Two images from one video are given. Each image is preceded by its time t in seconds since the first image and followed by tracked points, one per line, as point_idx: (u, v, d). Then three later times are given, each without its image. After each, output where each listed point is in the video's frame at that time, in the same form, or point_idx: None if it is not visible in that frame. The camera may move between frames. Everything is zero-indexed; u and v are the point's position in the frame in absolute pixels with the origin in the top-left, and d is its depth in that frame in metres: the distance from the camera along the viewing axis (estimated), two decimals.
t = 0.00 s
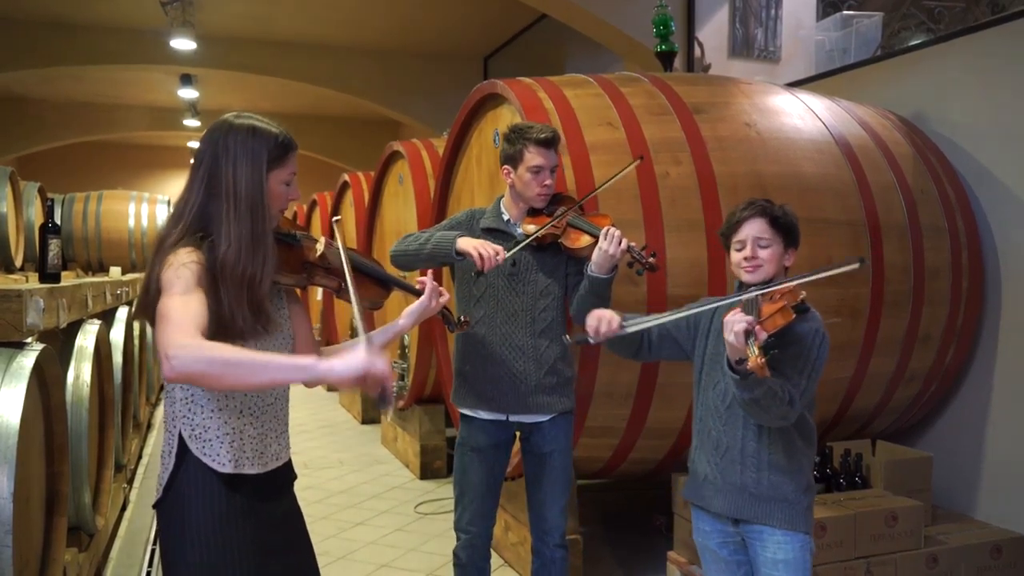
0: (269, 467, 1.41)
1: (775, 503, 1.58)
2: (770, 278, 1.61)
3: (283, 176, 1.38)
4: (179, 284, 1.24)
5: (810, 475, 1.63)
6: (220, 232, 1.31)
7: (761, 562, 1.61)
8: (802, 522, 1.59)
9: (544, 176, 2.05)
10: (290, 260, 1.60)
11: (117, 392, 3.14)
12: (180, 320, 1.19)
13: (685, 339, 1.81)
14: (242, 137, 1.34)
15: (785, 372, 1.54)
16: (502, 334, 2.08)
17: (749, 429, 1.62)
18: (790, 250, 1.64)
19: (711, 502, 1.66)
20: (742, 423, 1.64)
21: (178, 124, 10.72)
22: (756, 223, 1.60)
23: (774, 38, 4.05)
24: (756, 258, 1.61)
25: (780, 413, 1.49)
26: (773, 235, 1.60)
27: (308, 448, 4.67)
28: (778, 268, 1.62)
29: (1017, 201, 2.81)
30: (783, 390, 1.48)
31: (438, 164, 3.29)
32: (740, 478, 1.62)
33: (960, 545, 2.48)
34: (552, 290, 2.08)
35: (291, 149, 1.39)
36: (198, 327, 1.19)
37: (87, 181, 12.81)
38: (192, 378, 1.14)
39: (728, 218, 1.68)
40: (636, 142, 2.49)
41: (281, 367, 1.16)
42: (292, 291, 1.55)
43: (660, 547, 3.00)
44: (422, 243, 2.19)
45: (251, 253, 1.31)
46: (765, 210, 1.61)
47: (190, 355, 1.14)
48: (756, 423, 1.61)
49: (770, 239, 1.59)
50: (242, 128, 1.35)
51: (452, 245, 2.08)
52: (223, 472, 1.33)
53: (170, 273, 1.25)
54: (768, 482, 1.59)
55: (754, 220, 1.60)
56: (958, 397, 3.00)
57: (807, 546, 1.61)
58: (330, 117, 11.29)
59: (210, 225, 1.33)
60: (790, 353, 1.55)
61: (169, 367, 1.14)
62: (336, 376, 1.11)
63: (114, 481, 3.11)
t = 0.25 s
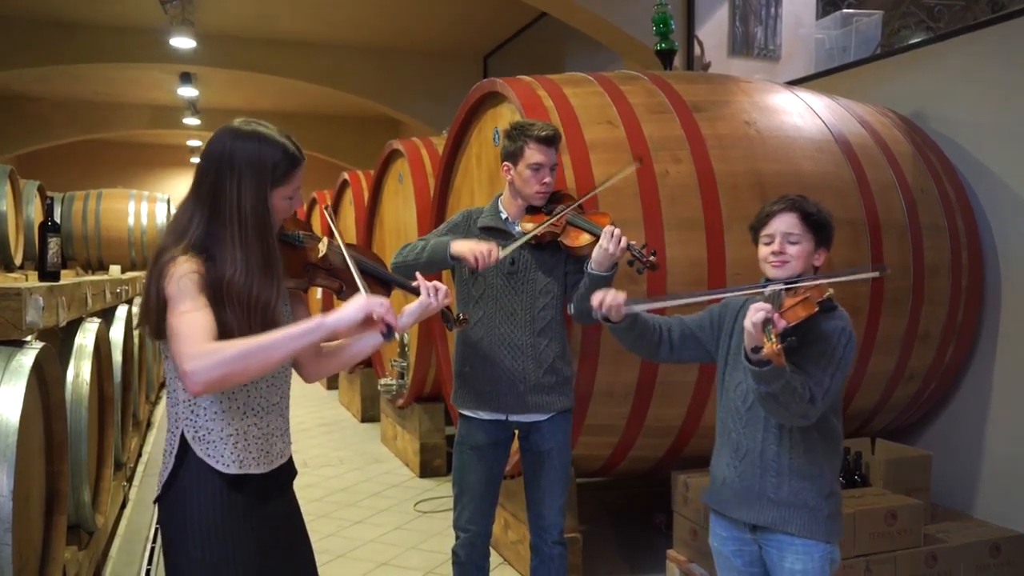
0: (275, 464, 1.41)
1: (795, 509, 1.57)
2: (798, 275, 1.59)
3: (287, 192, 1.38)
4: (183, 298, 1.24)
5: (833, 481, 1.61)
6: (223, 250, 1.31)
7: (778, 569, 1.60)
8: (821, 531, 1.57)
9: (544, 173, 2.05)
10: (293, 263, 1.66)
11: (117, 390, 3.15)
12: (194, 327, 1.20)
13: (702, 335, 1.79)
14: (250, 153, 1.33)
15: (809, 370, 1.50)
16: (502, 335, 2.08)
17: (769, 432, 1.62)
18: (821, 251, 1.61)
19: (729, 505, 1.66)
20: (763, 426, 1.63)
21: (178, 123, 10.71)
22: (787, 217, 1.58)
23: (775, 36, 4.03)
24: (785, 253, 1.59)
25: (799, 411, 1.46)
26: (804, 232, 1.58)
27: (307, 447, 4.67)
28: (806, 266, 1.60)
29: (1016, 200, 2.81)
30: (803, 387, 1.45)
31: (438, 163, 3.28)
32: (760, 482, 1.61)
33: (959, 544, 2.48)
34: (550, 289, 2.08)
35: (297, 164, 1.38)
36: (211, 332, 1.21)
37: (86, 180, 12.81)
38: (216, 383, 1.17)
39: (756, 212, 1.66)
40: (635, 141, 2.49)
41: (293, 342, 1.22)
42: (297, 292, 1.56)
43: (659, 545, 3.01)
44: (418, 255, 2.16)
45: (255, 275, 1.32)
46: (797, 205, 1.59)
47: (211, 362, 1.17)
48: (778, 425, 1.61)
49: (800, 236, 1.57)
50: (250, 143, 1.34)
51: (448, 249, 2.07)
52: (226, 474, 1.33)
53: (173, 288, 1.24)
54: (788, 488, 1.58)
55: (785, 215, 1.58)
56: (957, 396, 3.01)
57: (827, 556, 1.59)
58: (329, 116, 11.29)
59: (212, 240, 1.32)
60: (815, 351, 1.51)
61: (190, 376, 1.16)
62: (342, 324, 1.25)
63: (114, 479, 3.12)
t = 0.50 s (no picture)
0: (277, 461, 1.41)
1: (814, 519, 1.56)
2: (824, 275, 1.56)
3: (286, 200, 1.39)
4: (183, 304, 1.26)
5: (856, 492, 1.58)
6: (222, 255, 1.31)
7: None
8: (841, 540, 1.56)
9: (544, 172, 2.05)
10: (295, 259, 1.58)
11: (117, 388, 3.15)
12: (198, 322, 1.24)
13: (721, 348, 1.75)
14: (251, 160, 1.33)
15: (835, 376, 1.48)
16: (501, 334, 2.09)
17: (791, 439, 1.60)
18: (843, 247, 1.60)
19: (747, 510, 1.65)
20: (784, 433, 1.62)
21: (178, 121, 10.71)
22: (806, 216, 1.57)
23: (774, 34, 3.95)
24: (808, 254, 1.56)
25: (823, 420, 1.44)
26: (825, 230, 1.57)
27: (307, 445, 4.67)
28: (830, 264, 1.58)
29: (1016, 198, 2.81)
30: (825, 396, 1.43)
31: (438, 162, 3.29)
32: (779, 489, 1.60)
33: (959, 541, 2.48)
34: (550, 288, 2.08)
35: (298, 170, 1.39)
36: (215, 325, 1.25)
37: (85, 178, 12.79)
38: (223, 378, 1.22)
39: (774, 218, 1.64)
40: (635, 139, 2.49)
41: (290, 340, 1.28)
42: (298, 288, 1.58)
43: (659, 543, 3.01)
44: (422, 266, 2.17)
45: (254, 282, 1.32)
46: (814, 203, 1.58)
47: (216, 357, 1.21)
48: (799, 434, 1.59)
49: (821, 233, 1.56)
50: (251, 149, 1.34)
51: (450, 270, 2.07)
52: (230, 469, 1.33)
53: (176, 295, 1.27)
54: (808, 497, 1.57)
55: (804, 214, 1.57)
56: (957, 394, 3.01)
57: (845, 564, 1.58)
58: (329, 114, 11.28)
59: (212, 247, 1.32)
60: (841, 357, 1.49)
61: (196, 374, 1.21)
62: (337, 327, 1.33)
63: (114, 477, 3.12)
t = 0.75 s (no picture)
0: (285, 455, 1.41)
1: (826, 522, 1.55)
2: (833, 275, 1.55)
3: (294, 176, 1.40)
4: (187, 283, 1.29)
5: (870, 496, 1.58)
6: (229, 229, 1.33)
7: None
8: (853, 543, 1.55)
9: (546, 170, 2.05)
10: (302, 255, 1.58)
11: (118, 387, 3.15)
12: (178, 324, 1.25)
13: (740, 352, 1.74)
14: (257, 143, 1.36)
15: (847, 384, 1.47)
16: (502, 334, 2.09)
17: (805, 443, 1.60)
18: (850, 239, 1.58)
19: (760, 513, 1.66)
20: (799, 438, 1.62)
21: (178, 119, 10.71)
22: (807, 216, 1.56)
23: (774, 32, 3.95)
24: (813, 254, 1.56)
25: (835, 428, 1.43)
26: (829, 228, 1.55)
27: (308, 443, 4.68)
28: (839, 260, 1.57)
29: (1016, 196, 2.81)
30: (835, 404, 1.43)
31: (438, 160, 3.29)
32: (793, 492, 1.60)
33: (959, 540, 2.48)
34: (551, 287, 2.08)
35: (304, 151, 1.41)
36: (194, 333, 1.25)
37: (85, 176, 12.80)
38: (188, 380, 1.21)
39: (776, 221, 1.64)
40: (636, 137, 2.49)
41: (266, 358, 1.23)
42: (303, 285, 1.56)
43: (660, 541, 3.01)
44: (421, 270, 2.15)
45: (262, 252, 1.32)
46: (814, 201, 1.57)
47: (182, 359, 1.20)
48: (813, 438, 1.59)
49: (824, 232, 1.55)
50: (256, 128, 1.37)
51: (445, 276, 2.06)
52: (237, 458, 1.34)
53: (183, 270, 1.30)
54: (821, 500, 1.56)
55: (805, 214, 1.56)
56: (957, 392, 3.01)
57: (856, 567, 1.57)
58: (329, 113, 11.29)
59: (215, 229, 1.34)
60: (851, 364, 1.49)
61: (161, 371, 1.20)
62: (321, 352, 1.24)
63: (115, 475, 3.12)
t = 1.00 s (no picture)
0: (292, 454, 1.41)
1: (822, 522, 1.56)
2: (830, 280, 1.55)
3: (297, 166, 1.42)
4: (190, 278, 1.27)
5: (866, 495, 1.57)
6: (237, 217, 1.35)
7: None
8: (849, 543, 1.55)
9: (549, 169, 2.05)
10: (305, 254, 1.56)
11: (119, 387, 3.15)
12: (173, 333, 1.23)
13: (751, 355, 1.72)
14: (256, 136, 1.38)
15: (840, 396, 1.48)
16: (505, 333, 2.09)
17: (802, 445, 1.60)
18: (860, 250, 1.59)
19: (757, 512, 1.66)
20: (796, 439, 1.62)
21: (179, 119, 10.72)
22: (825, 215, 1.56)
23: (775, 31, 3.96)
24: (819, 256, 1.56)
25: (827, 440, 1.43)
26: (842, 233, 1.56)
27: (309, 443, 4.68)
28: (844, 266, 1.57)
29: (1016, 196, 2.82)
30: (826, 416, 1.44)
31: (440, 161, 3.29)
32: (789, 493, 1.61)
33: (961, 540, 2.48)
34: (555, 287, 2.08)
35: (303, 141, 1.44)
36: (187, 344, 1.23)
37: (86, 176, 12.80)
38: (176, 396, 1.20)
39: (793, 210, 1.63)
40: (638, 137, 2.49)
41: (248, 404, 1.20)
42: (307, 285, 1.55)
43: (661, 541, 3.01)
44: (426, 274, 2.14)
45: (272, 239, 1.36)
46: (837, 202, 1.56)
47: (174, 376, 1.19)
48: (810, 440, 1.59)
49: (837, 235, 1.55)
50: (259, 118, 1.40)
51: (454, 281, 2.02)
52: (245, 457, 1.35)
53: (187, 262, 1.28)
54: (816, 501, 1.57)
55: (823, 212, 1.56)
56: (958, 392, 3.01)
57: (852, 567, 1.57)
58: (330, 113, 11.29)
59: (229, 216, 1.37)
60: (843, 375, 1.49)
61: (151, 381, 1.18)
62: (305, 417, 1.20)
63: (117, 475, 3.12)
